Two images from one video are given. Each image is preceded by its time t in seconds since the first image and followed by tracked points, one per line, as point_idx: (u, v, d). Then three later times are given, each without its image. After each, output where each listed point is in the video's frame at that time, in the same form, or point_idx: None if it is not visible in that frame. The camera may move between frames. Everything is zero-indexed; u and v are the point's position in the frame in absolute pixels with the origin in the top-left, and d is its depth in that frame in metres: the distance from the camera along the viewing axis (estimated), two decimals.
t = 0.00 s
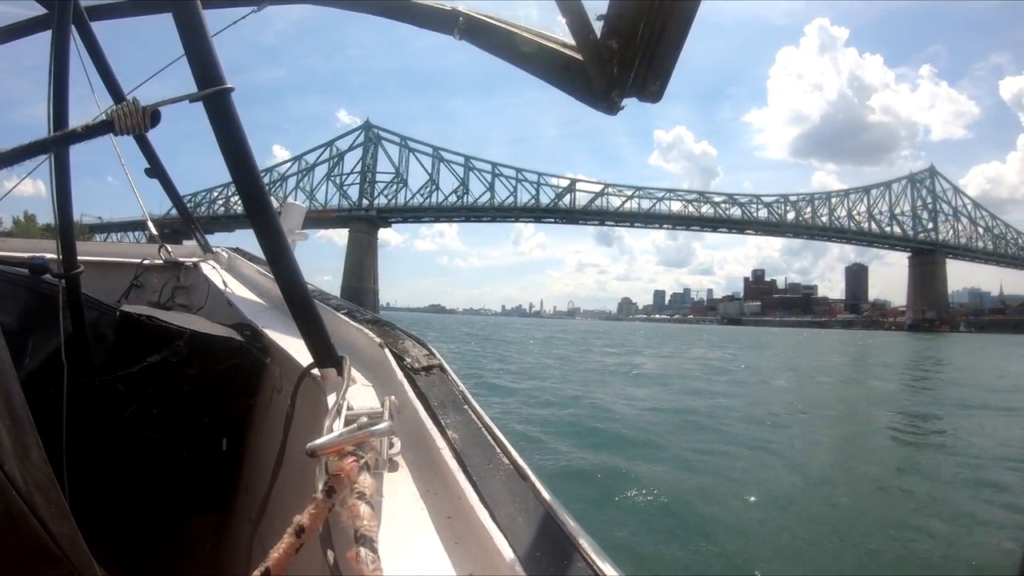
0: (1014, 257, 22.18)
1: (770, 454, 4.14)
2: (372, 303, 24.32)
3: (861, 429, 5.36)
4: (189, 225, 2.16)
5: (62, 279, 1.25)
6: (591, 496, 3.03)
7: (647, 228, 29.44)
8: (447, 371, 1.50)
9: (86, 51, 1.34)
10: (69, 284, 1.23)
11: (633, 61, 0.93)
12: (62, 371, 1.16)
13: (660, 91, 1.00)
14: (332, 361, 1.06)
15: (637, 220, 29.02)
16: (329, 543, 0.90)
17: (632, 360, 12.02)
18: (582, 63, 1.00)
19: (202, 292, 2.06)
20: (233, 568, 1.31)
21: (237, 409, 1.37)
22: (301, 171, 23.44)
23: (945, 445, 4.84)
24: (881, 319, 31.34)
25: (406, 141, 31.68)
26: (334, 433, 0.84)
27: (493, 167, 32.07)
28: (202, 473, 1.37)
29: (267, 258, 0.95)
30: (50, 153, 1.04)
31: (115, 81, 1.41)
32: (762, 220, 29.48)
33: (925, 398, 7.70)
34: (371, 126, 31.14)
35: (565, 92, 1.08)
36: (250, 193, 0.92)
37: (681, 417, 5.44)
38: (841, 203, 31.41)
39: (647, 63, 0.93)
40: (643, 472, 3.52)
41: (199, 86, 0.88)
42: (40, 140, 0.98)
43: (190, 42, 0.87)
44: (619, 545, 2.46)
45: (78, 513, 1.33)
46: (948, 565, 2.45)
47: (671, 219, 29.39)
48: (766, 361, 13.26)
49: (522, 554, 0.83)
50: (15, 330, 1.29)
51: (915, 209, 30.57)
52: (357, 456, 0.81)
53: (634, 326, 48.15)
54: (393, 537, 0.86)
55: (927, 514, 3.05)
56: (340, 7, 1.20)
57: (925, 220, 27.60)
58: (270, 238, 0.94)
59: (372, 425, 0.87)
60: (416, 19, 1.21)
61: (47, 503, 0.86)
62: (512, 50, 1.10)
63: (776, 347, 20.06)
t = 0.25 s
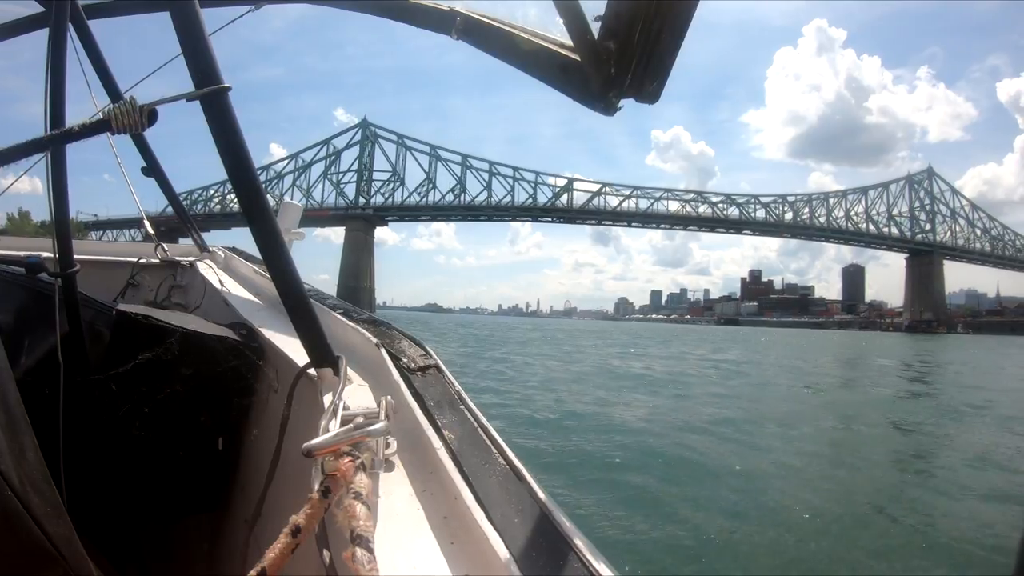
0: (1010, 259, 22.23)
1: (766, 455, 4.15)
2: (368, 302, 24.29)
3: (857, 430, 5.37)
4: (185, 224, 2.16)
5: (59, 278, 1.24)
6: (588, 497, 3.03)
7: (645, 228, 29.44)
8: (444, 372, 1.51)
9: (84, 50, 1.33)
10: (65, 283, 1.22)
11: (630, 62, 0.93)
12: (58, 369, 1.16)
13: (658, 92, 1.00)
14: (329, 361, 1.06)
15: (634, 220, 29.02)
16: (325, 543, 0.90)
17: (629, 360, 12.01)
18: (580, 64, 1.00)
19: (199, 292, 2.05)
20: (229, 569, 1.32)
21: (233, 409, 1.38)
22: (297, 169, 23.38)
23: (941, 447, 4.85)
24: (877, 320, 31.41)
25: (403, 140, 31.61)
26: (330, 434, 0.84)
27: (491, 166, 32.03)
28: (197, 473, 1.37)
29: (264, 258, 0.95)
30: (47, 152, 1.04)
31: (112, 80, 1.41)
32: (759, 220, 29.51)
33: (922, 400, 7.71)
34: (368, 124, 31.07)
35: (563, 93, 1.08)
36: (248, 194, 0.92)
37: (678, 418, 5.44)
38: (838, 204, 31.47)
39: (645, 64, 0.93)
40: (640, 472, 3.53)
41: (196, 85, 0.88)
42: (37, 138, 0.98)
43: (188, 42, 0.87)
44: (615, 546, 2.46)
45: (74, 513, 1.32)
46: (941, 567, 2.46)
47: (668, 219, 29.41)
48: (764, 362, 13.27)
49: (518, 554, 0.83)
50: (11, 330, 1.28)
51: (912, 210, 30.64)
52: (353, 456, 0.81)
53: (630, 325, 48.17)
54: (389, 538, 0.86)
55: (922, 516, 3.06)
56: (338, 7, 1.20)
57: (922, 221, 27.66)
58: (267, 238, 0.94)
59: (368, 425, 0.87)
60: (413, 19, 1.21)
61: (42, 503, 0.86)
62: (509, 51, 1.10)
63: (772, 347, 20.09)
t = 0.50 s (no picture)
0: (1008, 260, 22.26)
1: (763, 455, 4.16)
2: (365, 301, 24.26)
3: (855, 431, 5.37)
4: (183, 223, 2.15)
5: (56, 277, 1.24)
6: (585, 497, 3.03)
7: (643, 228, 29.45)
8: (442, 372, 1.50)
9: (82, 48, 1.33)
10: (63, 282, 1.22)
11: (629, 61, 0.94)
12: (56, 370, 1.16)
13: (657, 92, 1.00)
14: (328, 361, 1.06)
15: (633, 220, 29.02)
16: (322, 544, 0.89)
17: (627, 360, 12.00)
18: (579, 64, 1.00)
19: (197, 290, 2.05)
20: (226, 569, 1.31)
21: (230, 408, 1.38)
22: (295, 168, 23.36)
23: (938, 448, 4.86)
24: (875, 321, 31.44)
25: (401, 139, 31.58)
26: (328, 434, 0.84)
27: (489, 165, 31.99)
28: (195, 473, 1.37)
29: (263, 259, 0.95)
30: (45, 150, 1.03)
31: (110, 78, 1.41)
32: (756, 221, 29.54)
33: (919, 401, 7.72)
34: (367, 124, 31.04)
35: (561, 92, 1.08)
36: (246, 193, 0.91)
37: (676, 418, 5.44)
38: (836, 205, 31.51)
39: (645, 63, 0.93)
40: (637, 472, 3.53)
41: (195, 83, 0.88)
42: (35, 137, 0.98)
43: (186, 41, 0.87)
44: (613, 545, 2.47)
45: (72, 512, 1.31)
46: (938, 567, 2.47)
47: (666, 219, 29.43)
48: (761, 362, 13.27)
49: (517, 555, 0.83)
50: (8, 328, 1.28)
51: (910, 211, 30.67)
52: (351, 457, 0.81)
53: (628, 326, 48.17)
54: (387, 538, 0.86)
55: (920, 517, 3.06)
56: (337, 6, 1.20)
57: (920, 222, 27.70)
58: (266, 238, 0.94)
59: (366, 425, 0.87)
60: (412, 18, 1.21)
61: (39, 502, 0.85)
62: (508, 50, 1.10)
63: (769, 348, 20.11)
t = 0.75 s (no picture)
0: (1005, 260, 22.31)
1: (760, 455, 4.17)
2: (363, 300, 24.22)
3: (851, 431, 5.39)
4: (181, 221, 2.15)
5: (53, 275, 1.24)
6: (582, 497, 3.03)
7: (640, 227, 29.44)
8: (439, 370, 1.51)
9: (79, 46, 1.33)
10: (60, 280, 1.22)
11: (627, 60, 0.94)
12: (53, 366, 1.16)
13: (654, 91, 1.00)
14: (324, 359, 1.07)
15: (630, 219, 29.01)
16: (319, 541, 0.90)
17: (625, 360, 12.00)
18: (577, 63, 1.00)
19: (194, 289, 2.05)
20: (224, 568, 1.32)
21: (227, 406, 1.38)
22: (293, 166, 23.31)
23: (934, 448, 4.87)
24: (872, 321, 31.50)
25: (399, 137, 31.52)
26: (324, 432, 0.84)
27: (487, 164, 31.96)
28: (193, 472, 1.37)
29: (260, 257, 0.95)
30: (43, 148, 1.04)
31: (108, 77, 1.41)
32: (754, 221, 29.55)
33: (916, 401, 7.74)
34: (364, 122, 30.97)
35: (560, 91, 1.09)
36: (244, 192, 0.92)
37: (673, 418, 5.45)
38: (834, 205, 31.54)
39: (643, 62, 0.94)
40: (634, 472, 3.54)
41: (192, 82, 0.88)
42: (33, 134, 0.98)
43: (184, 40, 0.87)
44: (610, 545, 2.48)
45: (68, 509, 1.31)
46: (933, 567, 2.48)
47: (664, 218, 29.43)
48: (759, 362, 13.28)
49: (512, 553, 0.84)
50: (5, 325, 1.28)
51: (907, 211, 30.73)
52: (347, 455, 0.82)
53: (626, 325, 48.17)
54: (383, 536, 0.87)
55: (917, 517, 3.07)
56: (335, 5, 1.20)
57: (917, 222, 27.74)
58: (263, 237, 0.94)
59: (362, 424, 0.87)
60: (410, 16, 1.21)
61: (36, 500, 0.86)
62: (506, 48, 1.10)
63: (767, 348, 20.11)
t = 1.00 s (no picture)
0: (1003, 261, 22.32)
1: (759, 455, 4.17)
2: (360, 299, 24.19)
3: (850, 431, 5.39)
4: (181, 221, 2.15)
5: (54, 275, 1.24)
6: (581, 497, 3.03)
7: (639, 227, 29.43)
8: (439, 370, 1.51)
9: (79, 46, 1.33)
10: (60, 280, 1.22)
11: (627, 62, 0.94)
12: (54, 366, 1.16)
13: (655, 93, 1.01)
14: (325, 359, 1.07)
15: (629, 219, 29.01)
16: (319, 541, 0.90)
17: (624, 360, 12.00)
18: (577, 64, 1.01)
19: (194, 289, 2.04)
20: (223, 568, 1.32)
21: (228, 406, 1.38)
22: (291, 164, 23.28)
23: (933, 449, 4.87)
24: (871, 321, 31.50)
25: (398, 137, 31.50)
26: (325, 432, 0.84)
27: (485, 164, 31.94)
28: (192, 472, 1.37)
29: (261, 257, 0.95)
30: (43, 148, 1.03)
31: (108, 76, 1.41)
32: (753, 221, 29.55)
33: (914, 402, 7.73)
34: (363, 121, 30.94)
35: (560, 92, 1.09)
36: (245, 192, 0.92)
37: (672, 418, 5.45)
38: (832, 205, 31.55)
39: (643, 63, 0.94)
40: (633, 472, 3.54)
41: (193, 82, 0.88)
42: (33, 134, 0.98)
43: (185, 40, 0.87)
44: (609, 546, 2.48)
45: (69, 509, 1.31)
46: (932, 568, 2.48)
47: (662, 218, 29.43)
48: (758, 362, 13.27)
49: (513, 554, 0.84)
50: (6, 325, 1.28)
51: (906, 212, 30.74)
52: (348, 455, 0.82)
53: (624, 326, 48.14)
54: (384, 536, 0.87)
55: (915, 518, 3.08)
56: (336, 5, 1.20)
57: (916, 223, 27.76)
58: (264, 237, 0.94)
59: (363, 424, 0.88)
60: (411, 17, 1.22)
61: (37, 500, 0.86)
62: (507, 49, 1.10)
63: (765, 348, 20.08)
